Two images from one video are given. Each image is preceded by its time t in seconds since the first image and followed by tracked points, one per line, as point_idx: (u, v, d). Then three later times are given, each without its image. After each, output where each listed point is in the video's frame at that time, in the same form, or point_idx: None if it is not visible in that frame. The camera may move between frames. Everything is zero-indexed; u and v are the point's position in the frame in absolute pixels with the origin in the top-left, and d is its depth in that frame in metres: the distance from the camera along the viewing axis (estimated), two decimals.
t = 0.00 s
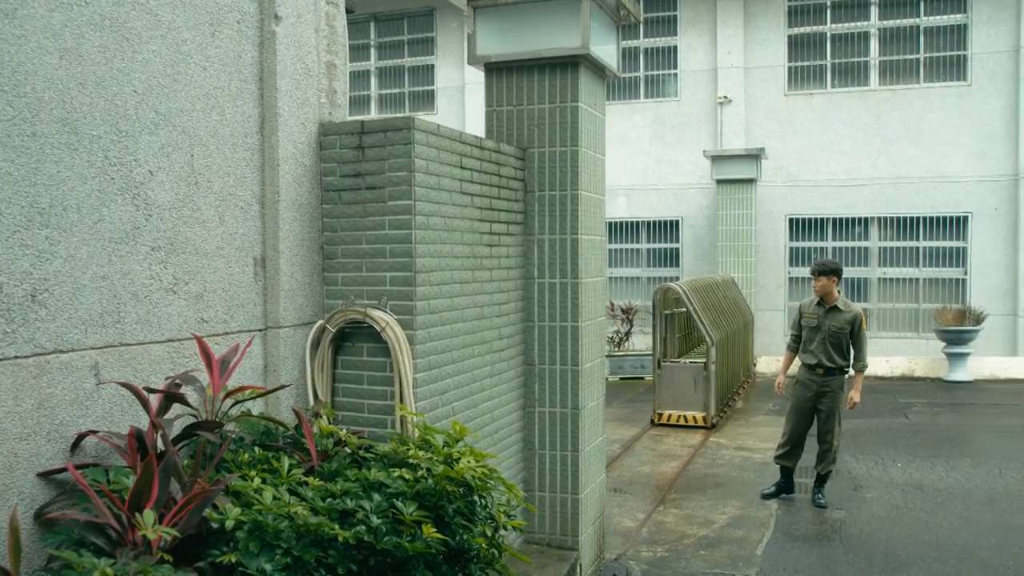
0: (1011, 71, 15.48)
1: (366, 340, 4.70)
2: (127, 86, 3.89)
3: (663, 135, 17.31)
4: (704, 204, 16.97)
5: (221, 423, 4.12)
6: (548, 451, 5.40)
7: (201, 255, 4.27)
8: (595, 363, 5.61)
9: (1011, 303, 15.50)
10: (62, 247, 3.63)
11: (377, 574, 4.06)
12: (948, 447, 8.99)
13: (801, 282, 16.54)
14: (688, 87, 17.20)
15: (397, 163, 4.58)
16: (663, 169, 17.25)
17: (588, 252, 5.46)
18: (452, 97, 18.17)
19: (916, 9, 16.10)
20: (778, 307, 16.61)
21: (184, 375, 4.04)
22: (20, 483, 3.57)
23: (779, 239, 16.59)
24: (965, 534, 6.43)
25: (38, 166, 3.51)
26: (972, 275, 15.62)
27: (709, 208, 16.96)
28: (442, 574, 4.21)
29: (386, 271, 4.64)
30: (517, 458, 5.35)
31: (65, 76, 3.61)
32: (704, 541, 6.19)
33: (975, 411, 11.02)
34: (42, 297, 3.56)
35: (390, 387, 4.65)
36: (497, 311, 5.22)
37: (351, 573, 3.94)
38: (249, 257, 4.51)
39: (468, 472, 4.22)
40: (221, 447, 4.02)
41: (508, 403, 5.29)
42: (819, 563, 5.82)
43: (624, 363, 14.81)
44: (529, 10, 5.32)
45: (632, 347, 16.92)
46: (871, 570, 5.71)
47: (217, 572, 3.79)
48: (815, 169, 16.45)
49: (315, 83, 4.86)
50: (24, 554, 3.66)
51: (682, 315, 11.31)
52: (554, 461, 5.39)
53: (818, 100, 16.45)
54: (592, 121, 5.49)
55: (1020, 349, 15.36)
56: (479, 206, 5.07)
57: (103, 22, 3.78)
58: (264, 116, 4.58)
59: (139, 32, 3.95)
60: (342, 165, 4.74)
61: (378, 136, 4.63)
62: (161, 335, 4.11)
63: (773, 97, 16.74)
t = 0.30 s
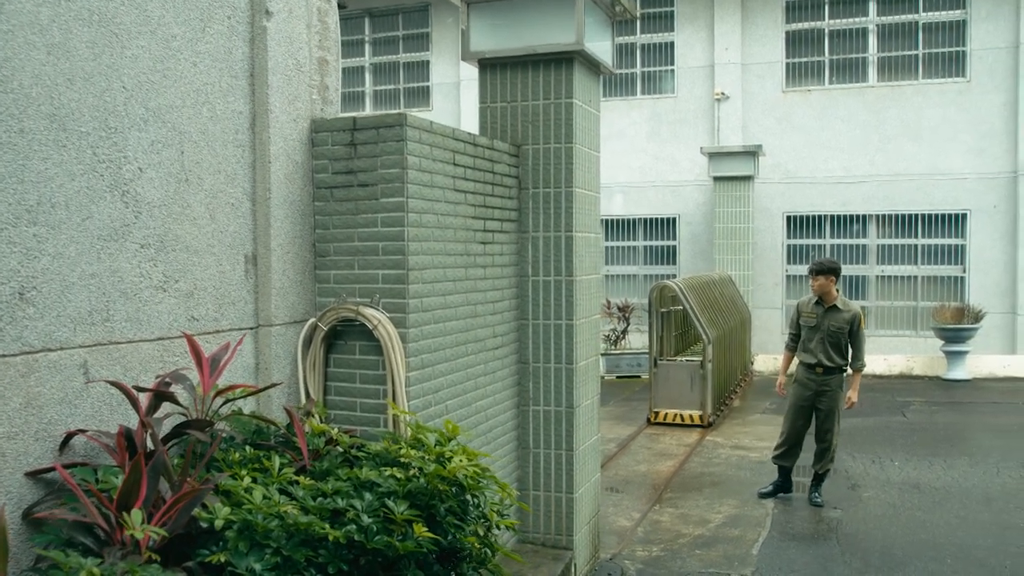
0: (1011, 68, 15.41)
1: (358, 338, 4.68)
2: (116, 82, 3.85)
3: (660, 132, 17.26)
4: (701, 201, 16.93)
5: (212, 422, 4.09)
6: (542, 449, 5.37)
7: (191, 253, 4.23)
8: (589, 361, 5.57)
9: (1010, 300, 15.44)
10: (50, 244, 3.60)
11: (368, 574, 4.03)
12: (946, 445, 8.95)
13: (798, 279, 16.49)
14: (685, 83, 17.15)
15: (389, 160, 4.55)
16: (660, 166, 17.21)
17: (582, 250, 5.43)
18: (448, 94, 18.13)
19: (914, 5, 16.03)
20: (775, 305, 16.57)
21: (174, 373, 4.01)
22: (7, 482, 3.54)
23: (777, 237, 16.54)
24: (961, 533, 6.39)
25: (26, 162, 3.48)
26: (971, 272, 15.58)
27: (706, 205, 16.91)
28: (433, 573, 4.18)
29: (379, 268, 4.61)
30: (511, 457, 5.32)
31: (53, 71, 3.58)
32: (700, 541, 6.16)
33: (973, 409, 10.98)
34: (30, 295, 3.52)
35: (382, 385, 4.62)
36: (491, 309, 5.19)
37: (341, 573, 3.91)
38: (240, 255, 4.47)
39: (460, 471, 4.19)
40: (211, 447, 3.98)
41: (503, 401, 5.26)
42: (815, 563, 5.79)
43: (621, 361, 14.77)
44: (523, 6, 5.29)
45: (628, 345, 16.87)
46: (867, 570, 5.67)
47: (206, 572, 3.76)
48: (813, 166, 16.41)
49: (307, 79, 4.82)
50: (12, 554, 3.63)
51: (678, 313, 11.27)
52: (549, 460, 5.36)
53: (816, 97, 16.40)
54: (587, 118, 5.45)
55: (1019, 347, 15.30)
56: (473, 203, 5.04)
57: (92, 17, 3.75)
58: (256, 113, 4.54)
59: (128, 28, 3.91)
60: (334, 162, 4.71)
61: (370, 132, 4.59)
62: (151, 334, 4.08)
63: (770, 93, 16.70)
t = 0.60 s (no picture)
0: (1011, 63, 15.34)
1: (350, 336, 4.64)
2: (105, 77, 3.81)
3: (657, 128, 17.20)
4: (699, 198, 16.86)
5: (202, 420, 4.04)
6: (537, 448, 5.32)
7: (182, 250, 4.19)
8: (585, 360, 5.53)
9: (1010, 298, 15.37)
10: (38, 241, 3.56)
11: (359, 574, 3.99)
12: (945, 444, 8.91)
13: (798, 277, 16.46)
14: (683, 79, 17.08)
15: (382, 156, 4.50)
16: (657, 162, 17.16)
17: (577, 247, 5.38)
18: (443, 90, 18.08)
19: None
20: (774, 302, 16.50)
21: (164, 372, 3.97)
22: None
23: (776, 234, 16.48)
24: (960, 532, 6.35)
25: (12, 159, 3.44)
26: (971, 269, 15.52)
27: (703, 202, 16.85)
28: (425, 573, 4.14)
29: (371, 265, 4.57)
30: (506, 456, 5.28)
31: (40, 67, 3.54)
32: (696, 541, 6.11)
33: (973, 407, 10.93)
34: (17, 293, 3.49)
35: (374, 383, 4.58)
36: (485, 307, 5.14)
37: (332, 573, 3.87)
38: (232, 252, 4.42)
39: (453, 470, 4.16)
40: (200, 447, 3.94)
41: (497, 400, 5.22)
42: (812, 562, 5.74)
43: (618, 359, 14.73)
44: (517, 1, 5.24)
45: (626, 343, 16.81)
46: (865, 570, 5.62)
47: (195, 572, 3.72)
48: (812, 163, 16.34)
49: (298, 75, 4.77)
50: None
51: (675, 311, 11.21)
52: (544, 459, 5.31)
53: (815, 93, 16.33)
54: (582, 114, 5.40)
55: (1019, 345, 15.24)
56: (467, 200, 4.99)
57: (80, 12, 3.70)
58: (247, 109, 4.50)
59: (117, 23, 3.86)
60: (326, 158, 4.66)
61: (363, 128, 4.55)
62: (141, 331, 4.04)
63: (769, 89, 16.63)
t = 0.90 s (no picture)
0: (1013, 58, 15.25)
1: (343, 334, 4.60)
2: (93, 72, 3.76)
3: (655, 124, 17.14)
4: (697, 194, 16.80)
5: (192, 419, 4.00)
6: (532, 448, 5.28)
7: (172, 247, 4.15)
8: (581, 358, 5.48)
9: (1011, 295, 15.30)
10: (26, 238, 3.52)
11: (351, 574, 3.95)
12: (945, 443, 8.85)
13: (797, 274, 16.39)
14: (682, 75, 16.99)
15: (374, 152, 4.47)
16: (656, 158, 17.09)
17: (573, 244, 5.34)
18: (440, 85, 18.03)
19: None
20: (773, 300, 16.44)
21: (154, 370, 3.92)
22: None
23: (775, 231, 16.42)
24: (959, 531, 6.30)
25: None
26: (972, 267, 15.43)
27: (702, 198, 16.79)
28: (418, 573, 4.10)
29: (364, 263, 4.53)
30: (501, 456, 5.23)
31: (27, 62, 3.50)
32: (693, 540, 6.07)
33: (974, 406, 10.87)
34: (4, 291, 3.44)
35: (367, 382, 4.54)
36: (480, 305, 5.10)
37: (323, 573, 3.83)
38: (223, 250, 4.38)
39: (446, 468, 4.12)
40: (190, 445, 3.90)
41: (491, 398, 5.18)
42: (810, 562, 5.69)
43: (616, 357, 14.68)
44: None
45: (624, 341, 16.75)
46: (863, 569, 5.58)
47: (184, 572, 3.67)
48: (812, 159, 16.29)
49: (290, 70, 4.73)
50: None
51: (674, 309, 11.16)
52: (539, 458, 5.27)
53: (815, 89, 16.26)
54: (578, 110, 5.35)
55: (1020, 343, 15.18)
56: (461, 196, 4.95)
57: (67, 7, 3.66)
58: (238, 105, 4.45)
59: (106, 17, 3.82)
60: (319, 154, 4.62)
61: (356, 124, 4.51)
62: (130, 329, 3.99)
63: (768, 85, 16.56)
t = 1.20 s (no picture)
0: (1015, 54, 15.18)
1: (337, 333, 4.56)
2: (83, 68, 3.72)
3: (654, 120, 17.05)
4: (696, 192, 16.74)
5: (184, 418, 3.96)
6: (528, 447, 5.24)
7: (163, 245, 4.11)
8: (577, 357, 5.44)
9: (1014, 294, 15.23)
10: (14, 236, 3.48)
11: (343, 574, 3.92)
12: (945, 443, 8.79)
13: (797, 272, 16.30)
14: (681, 71, 16.91)
15: (368, 150, 4.43)
16: (655, 155, 17.01)
17: (569, 242, 5.29)
18: (436, 81, 17.97)
19: None
20: (773, 298, 16.36)
21: (144, 369, 3.88)
22: None
23: (775, 229, 16.34)
24: (959, 531, 6.25)
25: None
26: (974, 265, 15.36)
27: (701, 196, 16.73)
28: (410, 573, 4.06)
29: (358, 261, 4.49)
30: (497, 455, 5.19)
31: (16, 57, 3.46)
32: (691, 541, 6.02)
33: (975, 405, 10.81)
34: None
35: (361, 381, 4.50)
36: (475, 303, 5.06)
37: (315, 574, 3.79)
38: (214, 248, 4.34)
39: (439, 468, 4.08)
40: (181, 445, 3.86)
41: (487, 397, 5.14)
42: (808, 563, 5.65)
43: (614, 356, 14.63)
44: None
45: (623, 339, 16.68)
46: (862, 570, 5.53)
47: (174, 573, 3.63)
48: (812, 156, 16.21)
49: (283, 66, 4.69)
50: None
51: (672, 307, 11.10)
52: (535, 458, 5.23)
53: (815, 85, 16.18)
54: (574, 106, 5.31)
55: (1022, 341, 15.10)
56: (457, 194, 4.91)
57: (56, 1, 3.62)
58: (230, 101, 4.40)
59: (95, 12, 3.78)
60: (312, 151, 4.58)
61: (349, 121, 4.46)
62: (121, 328, 3.95)
63: (768, 81, 16.49)
